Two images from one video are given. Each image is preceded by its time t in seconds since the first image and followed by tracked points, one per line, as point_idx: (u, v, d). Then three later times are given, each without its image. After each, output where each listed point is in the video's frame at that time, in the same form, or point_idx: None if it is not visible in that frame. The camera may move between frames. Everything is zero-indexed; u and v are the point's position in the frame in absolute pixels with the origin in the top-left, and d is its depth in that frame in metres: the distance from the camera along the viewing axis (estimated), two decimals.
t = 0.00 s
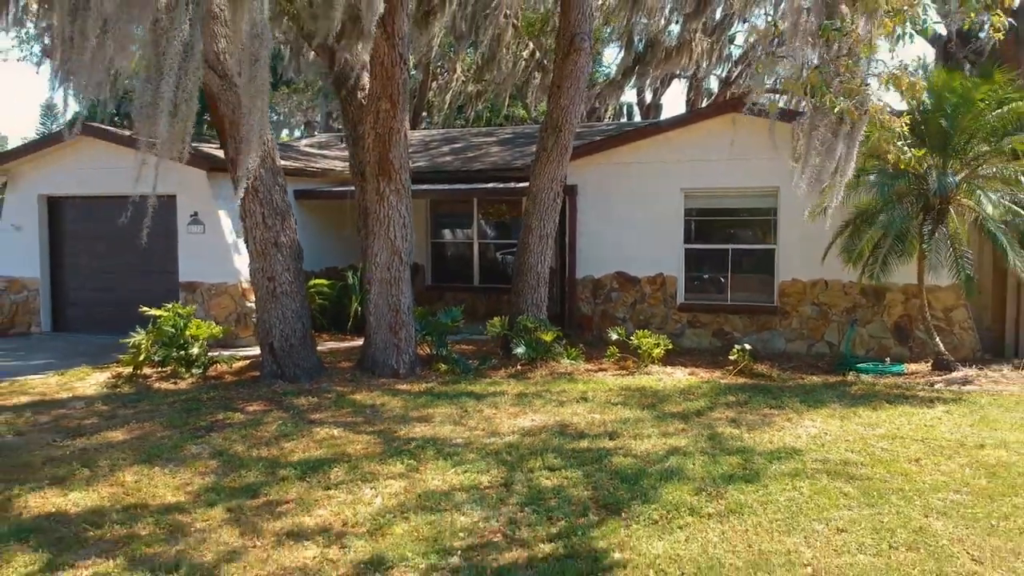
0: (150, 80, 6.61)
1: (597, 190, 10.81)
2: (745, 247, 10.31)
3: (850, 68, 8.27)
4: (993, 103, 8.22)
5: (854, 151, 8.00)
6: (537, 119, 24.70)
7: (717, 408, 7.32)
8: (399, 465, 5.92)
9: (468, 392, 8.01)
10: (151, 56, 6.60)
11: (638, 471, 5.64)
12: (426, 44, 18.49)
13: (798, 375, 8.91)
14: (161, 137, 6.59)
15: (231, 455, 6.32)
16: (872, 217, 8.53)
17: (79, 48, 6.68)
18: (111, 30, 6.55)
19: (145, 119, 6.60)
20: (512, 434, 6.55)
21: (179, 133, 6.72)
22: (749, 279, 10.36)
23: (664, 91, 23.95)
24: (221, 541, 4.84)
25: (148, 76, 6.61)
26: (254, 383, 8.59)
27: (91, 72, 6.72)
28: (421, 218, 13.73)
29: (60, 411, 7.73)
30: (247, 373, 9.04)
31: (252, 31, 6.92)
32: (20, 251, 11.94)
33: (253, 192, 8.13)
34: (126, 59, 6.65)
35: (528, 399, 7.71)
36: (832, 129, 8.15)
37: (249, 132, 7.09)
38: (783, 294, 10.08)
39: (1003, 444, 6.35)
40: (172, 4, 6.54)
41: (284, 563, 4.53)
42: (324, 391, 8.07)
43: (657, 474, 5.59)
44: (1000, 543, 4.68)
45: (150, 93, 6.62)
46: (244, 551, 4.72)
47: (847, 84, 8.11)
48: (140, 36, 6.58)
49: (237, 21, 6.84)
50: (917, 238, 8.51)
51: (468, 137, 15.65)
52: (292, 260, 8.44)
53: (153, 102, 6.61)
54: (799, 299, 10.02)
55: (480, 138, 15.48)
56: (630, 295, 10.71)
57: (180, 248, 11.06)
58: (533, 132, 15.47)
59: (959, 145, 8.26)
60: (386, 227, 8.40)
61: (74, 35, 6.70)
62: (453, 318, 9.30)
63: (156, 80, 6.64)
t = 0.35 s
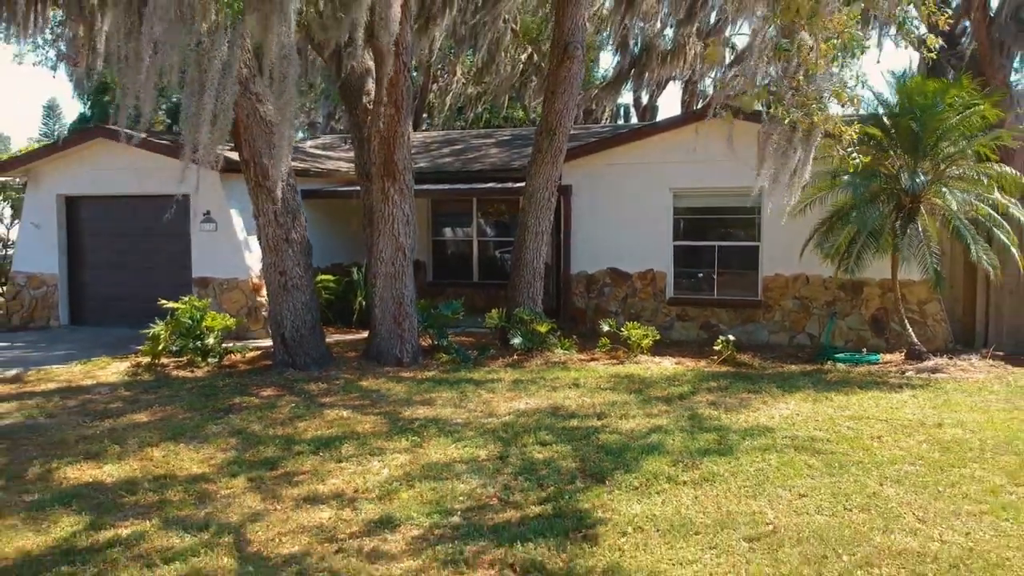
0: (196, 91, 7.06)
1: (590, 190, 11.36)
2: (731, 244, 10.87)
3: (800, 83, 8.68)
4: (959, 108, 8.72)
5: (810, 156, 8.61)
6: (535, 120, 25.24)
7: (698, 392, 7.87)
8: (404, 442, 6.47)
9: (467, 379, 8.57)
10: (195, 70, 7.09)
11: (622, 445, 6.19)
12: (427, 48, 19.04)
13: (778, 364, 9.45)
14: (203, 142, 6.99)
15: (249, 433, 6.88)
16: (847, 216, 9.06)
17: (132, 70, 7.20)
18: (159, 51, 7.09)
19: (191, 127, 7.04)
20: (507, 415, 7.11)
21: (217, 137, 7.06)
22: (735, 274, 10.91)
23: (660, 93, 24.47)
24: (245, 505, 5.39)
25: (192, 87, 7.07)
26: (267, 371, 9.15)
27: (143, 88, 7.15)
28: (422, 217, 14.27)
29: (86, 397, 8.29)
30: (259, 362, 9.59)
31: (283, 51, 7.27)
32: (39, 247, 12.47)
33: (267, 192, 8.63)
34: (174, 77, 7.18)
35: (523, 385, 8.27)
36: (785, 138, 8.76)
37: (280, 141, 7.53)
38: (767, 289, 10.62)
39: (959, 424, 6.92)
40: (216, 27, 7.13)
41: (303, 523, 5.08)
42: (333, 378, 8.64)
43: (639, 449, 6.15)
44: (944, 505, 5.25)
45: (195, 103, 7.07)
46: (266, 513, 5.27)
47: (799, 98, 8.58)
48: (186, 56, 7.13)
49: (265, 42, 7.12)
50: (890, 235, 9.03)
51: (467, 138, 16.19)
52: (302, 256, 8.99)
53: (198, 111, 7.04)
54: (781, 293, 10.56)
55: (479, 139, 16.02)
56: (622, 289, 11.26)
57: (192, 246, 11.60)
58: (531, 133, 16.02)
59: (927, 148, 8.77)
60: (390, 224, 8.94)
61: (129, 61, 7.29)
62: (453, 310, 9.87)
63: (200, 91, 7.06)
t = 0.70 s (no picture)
0: (231, 103, 7.58)
1: (582, 190, 11.98)
2: (717, 241, 11.47)
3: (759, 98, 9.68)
4: (925, 114, 9.40)
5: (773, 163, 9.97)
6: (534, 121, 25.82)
7: (681, 379, 8.51)
8: (410, 422, 7.09)
9: (467, 368, 9.20)
10: (229, 86, 7.53)
11: (607, 425, 6.83)
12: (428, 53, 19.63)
13: (759, 354, 10.06)
14: (235, 152, 7.52)
15: (265, 415, 7.51)
16: (824, 215, 9.65)
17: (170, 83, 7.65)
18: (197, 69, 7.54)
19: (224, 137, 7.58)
20: (504, 399, 7.74)
21: (247, 146, 7.55)
22: (721, 270, 11.52)
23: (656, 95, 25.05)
24: (267, 475, 6.01)
25: (225, 100, 7.60)
26: (279, 360, 9.77)
27: (178, 100, 7.61)
28: (424, 216, 14.88)
29: (112, 383, 8.92)
30: (271, 353, 10.21)
31: (307, 72, 7.84)
32: (57, 246, 13.04)
33: (279, 193, 9.20)
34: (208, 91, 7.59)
35: (519, 373, 8.90)
36: (744, 147, 9.91)
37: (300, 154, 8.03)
38: (750, 284, 11.23)
39: (919, 406, 7.54)
40: (249, 50, 7.44)
41: (320, 489, 5.70)
42: (341, 367, 9.27)
43: (623, 428, 6.78)
44: (895, 475, 5.85)
45: (228, 115, 7.60)
46: (287, 481, 5.89)
47: (756, 112, 9.62)
48: (220, 75, 7.50)
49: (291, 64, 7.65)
50: (864, 233, 9.64)
51: (467, 141, 16.81)
52: (312, 253, 9.59)
53: (231, 124, 7.57)
54: (764, 288, 11.16)
55: (479, 141, 16.63)
56: (614, 285, 11.86)
57: (205, 244, 12.21)
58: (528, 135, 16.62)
59: (897, 151, 9.39)
60: (395, 224, 9.55)
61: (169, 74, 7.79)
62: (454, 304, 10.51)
63: (233, 103, 7.58)
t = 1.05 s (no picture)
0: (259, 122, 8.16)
1: (578, 194, 12.56)
2: (706, 243, 12.03)
3: (732, 116, 9.80)
4: (901, 123, 9.98)
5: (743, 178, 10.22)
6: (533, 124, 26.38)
7: (669, 373, 9.12)
8: (416, 412, 7.67)
9: (468, 362, 9.77)
10: (257, 107, 8.14)
11: (600, 414, 7.45)
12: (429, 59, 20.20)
13: (745, 351, 10.63)
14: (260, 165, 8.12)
15: (282, 405, 8.09)
16: (806, 217, 10.21)
17: (202, 103, 8.20)
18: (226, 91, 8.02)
19: (252, 153, 8.18)
20: (503, 392, 8.34)
21: (272, 161, 8.16)
22: (710, 271, 12.08)
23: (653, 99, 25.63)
24: (287, 458, 6.58)
25: (254, 120, 8.20)
26: (292, 356, 10.34)
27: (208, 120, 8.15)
28: (427, 218, 15.44)
29: (135, 377, 9.49)
30: (284, 349, 10.76)
31: (326, 92, 8.15)
32: (75, 247, 13.58)
33: (292, 198, 9.77)
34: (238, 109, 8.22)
35: (517, 368, 9.49)
36: (717, 160, 10.11)
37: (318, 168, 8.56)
38: (738, 284, 11.79)
39: (889, 397, 8.12)
40: (275, 75, 8.07)
41: (336, 470, 6.27)
42: (350, 362, 9.84)
43: (613, 417, 7.36)
44: (861, 458, 6.40)
45: (256, 132, 8.21)
46: (305, 464, 6.46)
47: (729, 129, 9.78)
48: (248, 98, 8.02)
49: (309, 86, 8.00)
50: (843, 234, 10.20)
51: (468, 145, 17.38)
52: (321, 254, 10.14)
53: (258, 139, 8.17)
54: (751, 288, 11.73)
55: (479, 146, 17.20)
56: (609, 284, 12.43)
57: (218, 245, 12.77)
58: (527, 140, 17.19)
59: (874, 157, 9.98)
60: (400, 227, 10.11)
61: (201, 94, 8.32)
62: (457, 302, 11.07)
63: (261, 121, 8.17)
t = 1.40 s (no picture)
0: (286, 150, 8.62)
1: (575, 203, 13.20)
2: (696, 250, 12.67)
3: (711, 142, 10.20)
4: (878, 139, 10.63)
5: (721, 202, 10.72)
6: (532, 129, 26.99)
7: (659, 374, 9.76)
8: (424, 409, 8.33)
9: (472, 363, 10.43)
10: (284, 136, 8.55)
11: (593, 411, 8.10)
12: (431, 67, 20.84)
13: (732, 352, 11.26)
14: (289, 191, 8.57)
15: (299, 403, 8.75)
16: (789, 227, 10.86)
17: (236, 134, 8.61)
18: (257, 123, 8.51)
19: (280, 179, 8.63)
20: (504, 390, 9.00)
21: (298, 184, 8.60)
22: (700, 276, 12.71)
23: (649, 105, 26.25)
24: (308, 451, 7.23)
25: (280, 147, 8.63)
26: (306, 357, 11.00)
27: (241, 150, 8.57)
28: (430, 224, 16.07)
29: (160, 377, 10.14)
30: (297, 351, 11.40)
31: (348, 124, 8.49)
32: (94, 253, 14.19)
33: (307, 209, 10.40)
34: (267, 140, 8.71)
35: (518, 368, 10.14)
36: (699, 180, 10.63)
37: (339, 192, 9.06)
38: (727, 289, 12.43)
39: (862, 396, 8.78)
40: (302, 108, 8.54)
41: (353, 462, 6.92)
42: (361, 363, 10.50)
43: (606, 414, 8.02)
44: (830, 450, 7.04)
45: (283, 159, 8.66)
46: (325, 455, 7.12)
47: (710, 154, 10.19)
48: (275, 129, 8.46)
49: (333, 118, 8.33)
50: (823, 242, 10.85)
51: (470, 154, 18.04)
52: (333, 261, 10.76)
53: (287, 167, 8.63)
54: (739, 292, 12.37)
55: (480, 154, 17.86)
56: (604, 289, 13.07)
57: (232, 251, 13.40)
58: (527, 148, 17.85)
59: (854, 171, 10.60)
60: (407, 236, 10.75)
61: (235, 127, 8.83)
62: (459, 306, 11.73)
63: (288, 149, 8.63)
